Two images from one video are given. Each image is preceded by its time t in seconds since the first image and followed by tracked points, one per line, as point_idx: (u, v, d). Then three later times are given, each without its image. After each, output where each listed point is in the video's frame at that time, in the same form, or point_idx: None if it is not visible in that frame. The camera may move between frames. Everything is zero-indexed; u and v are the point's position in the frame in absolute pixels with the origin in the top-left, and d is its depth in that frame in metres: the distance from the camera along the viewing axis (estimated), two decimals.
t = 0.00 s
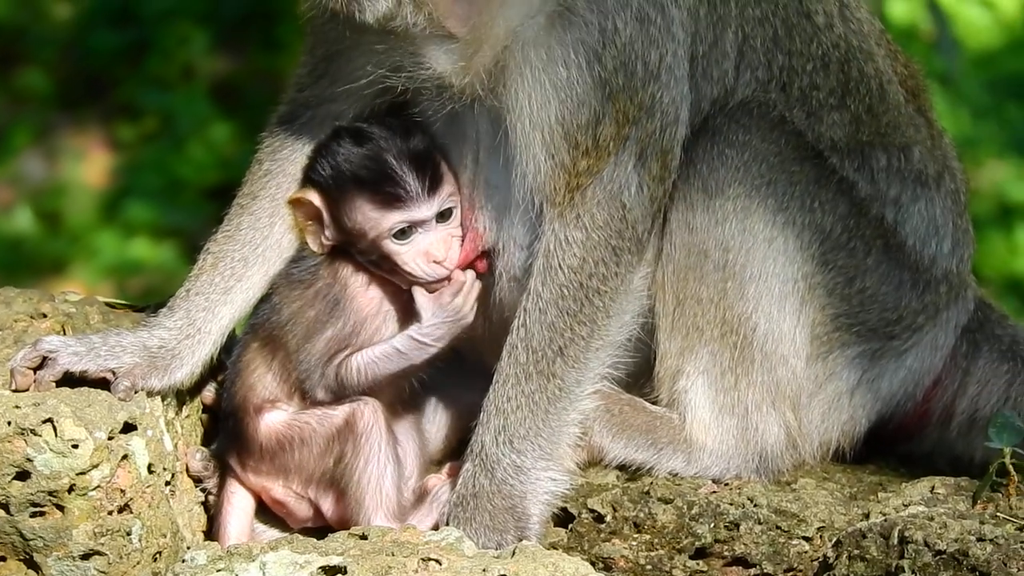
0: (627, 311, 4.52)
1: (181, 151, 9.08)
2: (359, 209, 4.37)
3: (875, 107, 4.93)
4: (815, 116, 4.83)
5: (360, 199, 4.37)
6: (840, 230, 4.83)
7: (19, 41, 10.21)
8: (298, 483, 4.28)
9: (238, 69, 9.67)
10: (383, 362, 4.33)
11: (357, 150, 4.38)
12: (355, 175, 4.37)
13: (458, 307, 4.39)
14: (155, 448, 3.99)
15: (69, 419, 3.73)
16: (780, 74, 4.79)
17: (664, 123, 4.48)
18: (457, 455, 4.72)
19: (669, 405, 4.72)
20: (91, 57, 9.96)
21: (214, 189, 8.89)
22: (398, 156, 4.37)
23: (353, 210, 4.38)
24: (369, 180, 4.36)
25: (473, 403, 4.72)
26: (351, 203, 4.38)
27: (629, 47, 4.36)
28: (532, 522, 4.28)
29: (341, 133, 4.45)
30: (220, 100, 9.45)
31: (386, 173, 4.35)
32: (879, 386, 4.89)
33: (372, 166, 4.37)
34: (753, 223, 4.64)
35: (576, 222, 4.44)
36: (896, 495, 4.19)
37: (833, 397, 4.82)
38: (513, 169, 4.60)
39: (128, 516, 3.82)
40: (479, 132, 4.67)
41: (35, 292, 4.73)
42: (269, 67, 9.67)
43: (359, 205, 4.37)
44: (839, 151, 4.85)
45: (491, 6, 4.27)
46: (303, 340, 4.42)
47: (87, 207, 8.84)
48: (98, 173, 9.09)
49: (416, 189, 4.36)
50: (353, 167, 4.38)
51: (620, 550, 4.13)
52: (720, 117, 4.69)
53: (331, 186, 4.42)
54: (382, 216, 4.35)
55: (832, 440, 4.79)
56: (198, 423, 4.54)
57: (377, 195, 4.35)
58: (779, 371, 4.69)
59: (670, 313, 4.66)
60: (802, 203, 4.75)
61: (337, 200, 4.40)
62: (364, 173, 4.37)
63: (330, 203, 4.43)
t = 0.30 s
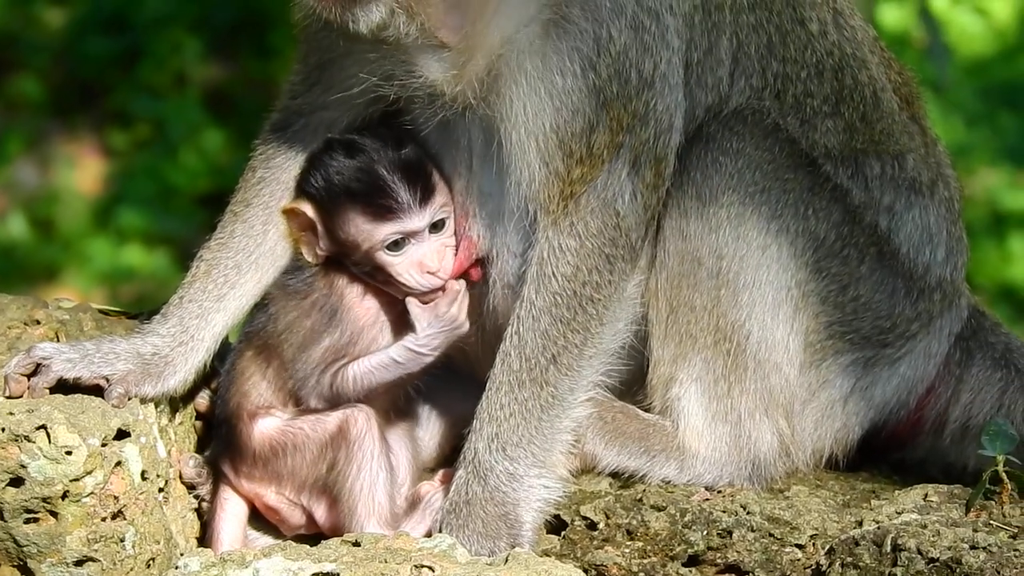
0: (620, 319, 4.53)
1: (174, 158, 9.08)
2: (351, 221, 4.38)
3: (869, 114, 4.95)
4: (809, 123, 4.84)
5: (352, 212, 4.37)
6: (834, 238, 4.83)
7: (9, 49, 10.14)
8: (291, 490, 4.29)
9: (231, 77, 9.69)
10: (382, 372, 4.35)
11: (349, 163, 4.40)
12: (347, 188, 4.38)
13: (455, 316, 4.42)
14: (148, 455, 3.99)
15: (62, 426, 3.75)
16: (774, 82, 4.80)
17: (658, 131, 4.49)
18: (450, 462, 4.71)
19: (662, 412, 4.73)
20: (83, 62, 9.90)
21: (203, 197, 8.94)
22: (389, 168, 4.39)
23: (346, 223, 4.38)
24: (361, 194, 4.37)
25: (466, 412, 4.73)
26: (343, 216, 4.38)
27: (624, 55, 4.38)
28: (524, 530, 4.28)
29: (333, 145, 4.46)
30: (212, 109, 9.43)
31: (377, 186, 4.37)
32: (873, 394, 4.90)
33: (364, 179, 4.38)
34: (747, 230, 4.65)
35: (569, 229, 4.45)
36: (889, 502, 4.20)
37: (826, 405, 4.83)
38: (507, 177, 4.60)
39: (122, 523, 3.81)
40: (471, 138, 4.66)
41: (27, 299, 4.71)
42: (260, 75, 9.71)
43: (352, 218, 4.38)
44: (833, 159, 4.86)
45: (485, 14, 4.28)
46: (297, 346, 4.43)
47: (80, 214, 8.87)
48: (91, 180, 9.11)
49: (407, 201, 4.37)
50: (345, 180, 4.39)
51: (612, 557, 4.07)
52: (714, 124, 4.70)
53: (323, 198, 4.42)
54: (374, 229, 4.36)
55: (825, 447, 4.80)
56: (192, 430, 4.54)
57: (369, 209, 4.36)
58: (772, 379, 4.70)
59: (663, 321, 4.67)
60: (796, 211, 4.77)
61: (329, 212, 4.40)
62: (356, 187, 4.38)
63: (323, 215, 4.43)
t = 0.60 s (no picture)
0: (619, 322, 4.54)
1: (173, 160, 9.12)
2: (353, 228, 4.39)
3: (869, 118, 4.96)
4: (809, 127, 4.84)
5: (354, 218, 4.39)
6: (834, 241, 4.84)
7: (8, 50, 10.12)
8: (291, 493, 4.29)
9: (231, 79, 9.74)
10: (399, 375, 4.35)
11: (349, 170, 4.41)
12: (348, 195, 4.39)
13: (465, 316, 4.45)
14: (148, 458, 3.99)
15: (62, 429, 3.76)
16: (775, 86, 4.80)
17: (658, 135, 4.50)
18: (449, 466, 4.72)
19: (661, 415, 4.73)
20: (82, 63, 9.90)
21: (202, 200, 8.97)
22: (389, 175, 4.39)
23: (348, 230, 4.39)
24: (362, 201, 4.38)
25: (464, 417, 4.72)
26: (345, 223, 4.39)
27: (624, 59, 4.39)
28: (524, 532, 4.29)
29: (332, 152, 4.47)
30: (211, 112, 9.47)
31: (378, 193, 4.37)
32: (872, 398, 4.90)
33: (365, 186, 4.39)
34: (747, 233, 4.65)
35: (570, 233, 4.45)
36: (889, 506, 4.20)
37: (825, 409, 4.82)
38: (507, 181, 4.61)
39: (122, 526, 3.83)
40: (471, 141, 4.66)
41: (27, 302, 4.71)
42: (258, 77, 9.76)
43: (353, 225, 4.39)
44: (832, 162, 4.86)
45: (485, 18, 4.29)
46: (296, 347, 4.43)
47: (79, 216, 8.84)
48: (90, 183, 9.12)
49: (409, 207, 4.38)
50: (346, 187, 4.40)
51: (612, 560, 4.07)
52: (714, 128, 4.70)
53: (325, 206, 4.43)
54: (376, 235, 4.37)
55: (824, 451, 4.79)
56: (191, 434, 4.55)
57: (371, 216, 4.37)
58: (772, 382, 4.70)
59: (663, 324, 4.68)
60: (796, 215, 4.77)
61: (331, 219, 4.41)
62: (356, 194, 4.39)
63: (324, 222, 4.44)
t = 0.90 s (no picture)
0: (630, 322, 4.53)
1: (179, 160, 9.11)
2: (363, 236, 4.39)
3: (880, 118, 4.94)
4: (819, 128, 4.83)
5: (364, 227, 4.39)
6: (845, 241, 4.83)
7: (14, 51, 10.12)
8: (301, 492, 4.29)
9: (235, 79, 9.79)
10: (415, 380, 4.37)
11: (358, 179, 4.41)
12: (357, 204, 4.39)
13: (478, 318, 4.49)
14: (158, 457, 3.98)
15: (73, 428, 3.76)
16: (785, 86, 4.79)
17: (669, 135, 4.50)
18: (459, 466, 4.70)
19: (671, 416, 4.73)
20: (88, 64, 9.92)
21: (209, 199, 8.98)
22: (396, 182, 4.39)
23: (357, 238, 4.40)
24: (370, 210, 4.38)
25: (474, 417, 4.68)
26: (354, 230, 4.39)
27: (635, 59, 4.39)
28: (533, 532, 4.30)
29: (340, 160, 4.46)
30: (218, 112, 9.48)
31: (387, 202, 4.38)
32: (882, 398, 4.89)
33: (373, 195, 4.39)
34: (757, 234, 4.65)
35: (581, 233, 4.45)
36: (899, 506, 4.20)
37: (836, 410, 4.82)
38: (518, 181, 4.63)
39: (132, 525, 3.82)
40: (481, 142, 4.68)
41: (38, 302, 4.74)
42: (264, 76, 9.81)
43: (362, 233, 4.39)
44: (842, 162, 4.87)
45: (495, 19, 4.30)
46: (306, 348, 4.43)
47: (86, 216, 8.84)
48: (97, 183, 9.11)
49: (417, 214, 4.39)
50: (354, 196, 4.40)
51: (623, 560, 4.08)
52: (724, 128, 4.70)
53: (334, 214, 4.43)
54: (386, 243, 4.38)
55: (835, 451, 4.77)
56: (201, 433, 4.52)
57: (380, 224, 4.38)
58: (782, 382, 4.70)
59: (673, 324, 4.67)
60: (807, 215, 4.77)
61: (341, 226, 4.41)
62: (365, 203, 4.39)
63: (334, 228, 4.43)
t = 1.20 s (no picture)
0: (647, 320, 4.53)
1: (193, 159, 9.13)
2: (380, 235, 4.40)
3: (896, 118, 4.94)
4: (836, 127, 4.84)
5: (381, 226, 4.40)
6: (861, 240, 4.82)
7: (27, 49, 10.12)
8: (318, 492, 4.30)
9: (248, 78, 9.79)
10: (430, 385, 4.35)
11: (376, 177, 4.41)
12: (374, 203, 4.40)
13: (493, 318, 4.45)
14: (175, 456, 4.00)
15: (90, 427, 3.75)
16: (802, 85, 4.80)
17: (686, 134, 4.50)
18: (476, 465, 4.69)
19: (688, 415, 4.74)
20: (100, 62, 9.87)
21: (222, 199, 9.02)
22: (414, 181, 4.40)
23: (374, 237, 4.41)
24: (388, 209, 4.39)
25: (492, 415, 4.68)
26: (372, 229, 4.40)
27: (652, 58, 4.38)
28: (550, 532, 4.30)
29: (359, 158, 4.47)
30: (230, 112, 9.47)
31: (405, 201, 4.38)
32: (899, 397, 4.89)
33: (391, 193, 4.40)
34: (774, 233, 4.65)
35: (598, 232, 4.45)
36: (915, 505, 4.20)
37: (852, 409, 4.82)
38: (535, 181, 4.62)
39: (148, 524, 3.84)
40: (498, 142, 4.67)
41: (56, 300, 4.75)
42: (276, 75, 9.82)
43: (379, 232, 4.40)
44: (860, 162, 4.86)
45: (512, 18, 4.30)
46: (324, 348, 4.44)
47: (99, 214, 8.85)
48: (110, 181, 9.13)
49: (435, 214, 4.39)
50: (372, 194, 4.41)
51: (639, 559, 4.09)
52: (742, 127, 4.70)
53: (351, 211, 4.44)
54: (401, 242, 4.39)
55: (852, 450, 4.78)
56: (218, 431, 4.53)
57: (397, 223, 4.39)
58: (799, 381, 4.70)
59: (690, 323, 4.68)
60: (823, 214, 4.76)
61: (358, 225, 4.42)
62: (382, 202, 4.40)
63: (351, 227, 4.45)
